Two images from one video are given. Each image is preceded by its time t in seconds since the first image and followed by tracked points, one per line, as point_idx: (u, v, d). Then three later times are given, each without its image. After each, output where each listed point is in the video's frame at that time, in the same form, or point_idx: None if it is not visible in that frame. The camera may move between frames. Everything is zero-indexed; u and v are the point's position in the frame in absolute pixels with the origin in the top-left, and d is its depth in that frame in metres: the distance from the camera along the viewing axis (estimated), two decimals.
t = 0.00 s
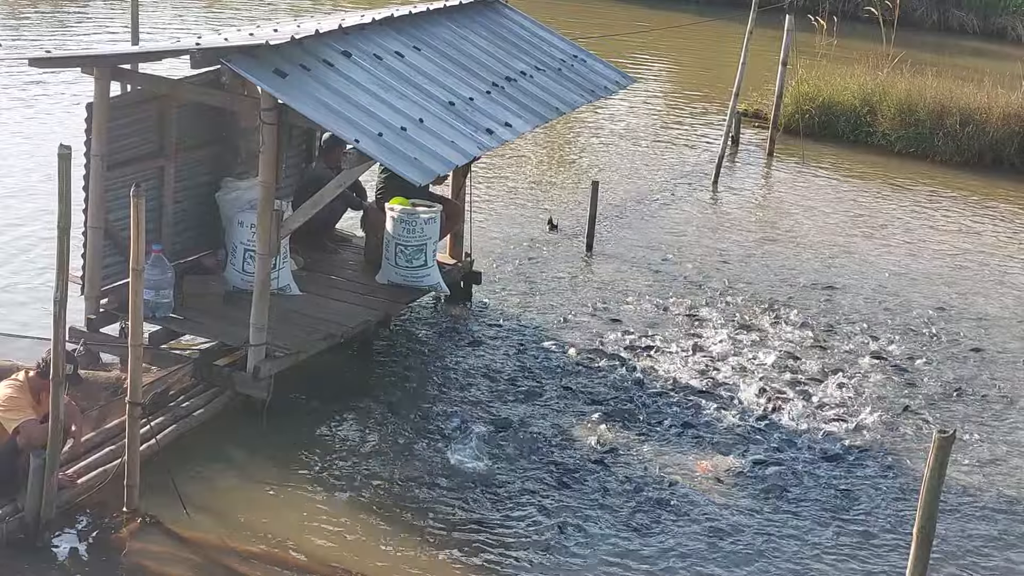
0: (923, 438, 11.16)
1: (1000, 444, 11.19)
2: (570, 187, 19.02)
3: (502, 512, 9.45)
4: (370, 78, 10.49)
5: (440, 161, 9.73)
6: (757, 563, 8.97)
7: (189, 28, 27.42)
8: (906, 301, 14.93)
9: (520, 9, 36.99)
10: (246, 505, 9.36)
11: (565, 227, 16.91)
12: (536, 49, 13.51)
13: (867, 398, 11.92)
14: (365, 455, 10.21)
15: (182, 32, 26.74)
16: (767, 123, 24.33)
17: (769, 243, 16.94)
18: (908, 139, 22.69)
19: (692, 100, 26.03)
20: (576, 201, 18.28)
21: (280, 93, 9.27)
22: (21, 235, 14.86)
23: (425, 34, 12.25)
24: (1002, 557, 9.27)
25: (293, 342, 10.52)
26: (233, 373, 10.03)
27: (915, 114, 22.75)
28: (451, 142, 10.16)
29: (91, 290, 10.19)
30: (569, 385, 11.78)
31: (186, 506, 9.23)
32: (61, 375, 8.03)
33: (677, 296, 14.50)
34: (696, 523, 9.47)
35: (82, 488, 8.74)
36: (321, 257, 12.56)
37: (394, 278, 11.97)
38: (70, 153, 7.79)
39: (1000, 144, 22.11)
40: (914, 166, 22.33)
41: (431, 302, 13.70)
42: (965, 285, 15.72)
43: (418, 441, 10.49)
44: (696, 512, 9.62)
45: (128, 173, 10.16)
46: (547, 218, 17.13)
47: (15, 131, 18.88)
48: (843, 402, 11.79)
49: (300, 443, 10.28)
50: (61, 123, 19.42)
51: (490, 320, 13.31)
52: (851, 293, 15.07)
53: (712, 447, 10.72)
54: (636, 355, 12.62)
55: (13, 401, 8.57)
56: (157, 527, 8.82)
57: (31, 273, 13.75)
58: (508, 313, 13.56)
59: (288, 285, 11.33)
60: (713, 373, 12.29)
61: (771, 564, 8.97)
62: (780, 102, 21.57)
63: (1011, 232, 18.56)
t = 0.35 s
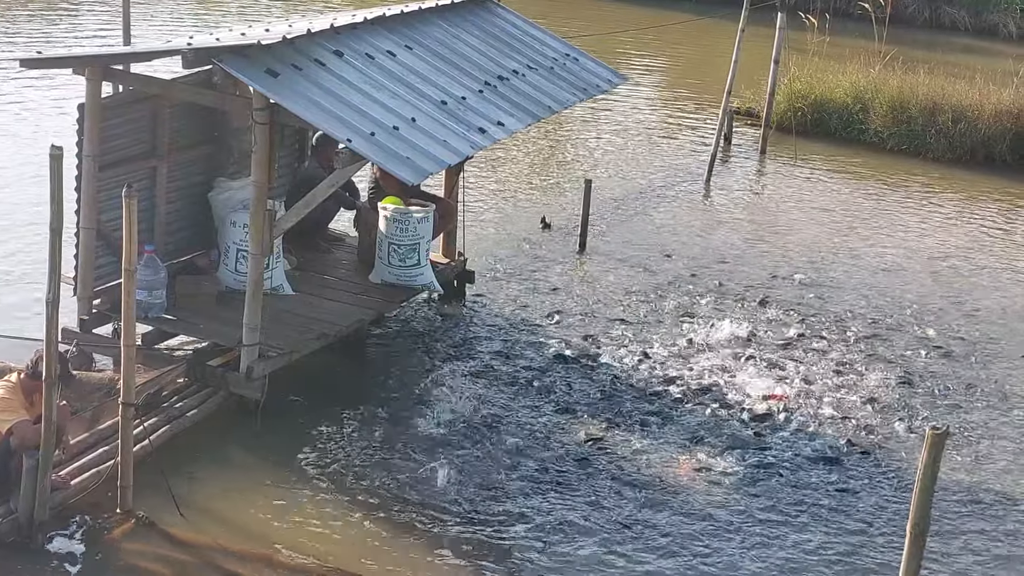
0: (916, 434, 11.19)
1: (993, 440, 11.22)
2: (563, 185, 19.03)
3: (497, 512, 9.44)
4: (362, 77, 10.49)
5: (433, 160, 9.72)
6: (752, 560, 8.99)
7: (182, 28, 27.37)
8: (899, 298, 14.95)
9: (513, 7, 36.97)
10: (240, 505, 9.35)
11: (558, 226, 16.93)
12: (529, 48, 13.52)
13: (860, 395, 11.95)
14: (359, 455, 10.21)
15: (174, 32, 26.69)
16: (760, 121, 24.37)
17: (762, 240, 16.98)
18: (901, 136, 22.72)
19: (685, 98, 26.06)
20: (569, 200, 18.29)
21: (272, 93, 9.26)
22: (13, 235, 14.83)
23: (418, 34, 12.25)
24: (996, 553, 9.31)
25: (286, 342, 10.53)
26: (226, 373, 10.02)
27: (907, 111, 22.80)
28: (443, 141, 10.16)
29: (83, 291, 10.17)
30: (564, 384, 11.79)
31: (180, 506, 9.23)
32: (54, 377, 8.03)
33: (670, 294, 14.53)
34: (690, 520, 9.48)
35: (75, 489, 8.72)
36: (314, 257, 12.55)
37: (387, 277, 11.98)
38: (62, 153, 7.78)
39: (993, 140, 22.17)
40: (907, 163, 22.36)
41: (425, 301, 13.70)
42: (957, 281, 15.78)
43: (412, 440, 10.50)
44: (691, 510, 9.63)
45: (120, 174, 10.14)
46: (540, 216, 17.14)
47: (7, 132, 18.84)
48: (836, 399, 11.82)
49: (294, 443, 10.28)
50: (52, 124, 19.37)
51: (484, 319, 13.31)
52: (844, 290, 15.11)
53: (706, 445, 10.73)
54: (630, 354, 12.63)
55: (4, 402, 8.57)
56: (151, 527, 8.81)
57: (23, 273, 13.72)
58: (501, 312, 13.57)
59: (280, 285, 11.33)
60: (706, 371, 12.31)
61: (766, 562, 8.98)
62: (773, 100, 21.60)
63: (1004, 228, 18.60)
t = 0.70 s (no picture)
0: (906, 431, 11.22)
1: (982, 436, 11.28)
2: (553, 184, 19.04)
3: (489, 512, 9.43)
4: (351, 76, 10.48)
5: (422, 159, 9.71)
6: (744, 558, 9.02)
7: (170, 28, 27.29)
8: (888, 295, 14.99)
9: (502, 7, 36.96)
10: (231, 505, 9.34)
11: (548, 225, 16.94)
12: (519, 47, 13.53)
13: (850, 391, 12.00)
14: (350, 454, 10.20)
15: (162, 33, 26.58)
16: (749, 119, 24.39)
17: (751, 238, 17.01)
18: (890, 134, 22.78)
19: (675, 97, 26.08)
20: (560, 198, 18.30)
21: (262, 93, 9.24)
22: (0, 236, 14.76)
23: (407, 33, 12.24)
24: (986, 549, 9.35)
25: (276, 342, 10.51)
26: (217, 373, 10.00)
27: (896, 109, 22.86)
28: (432, 140, 10.15)
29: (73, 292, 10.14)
30: (555, 383, 11.79)
31: (171, 507, 9.21)
32: (44, 380, 8.01)
33: (660, 292, 14.54)
34: (681, 518, 9.51)
35: (67, 490, 8.71)
36: (304, 256, 12.54)
37: (377, 277, 11.97)
38: (51, 154, 7.76)
39: (981, 137, 22.27)
40: (897, 161, 22.41)
41: (415, 301, 13.69)
42: (946, 278, 15.83)
43: (403, 440, 10.49)
44: (682, 510, 9.63)
45: (109, 175, 10.11)
46: (530, 215, 17.14)
47: None
48: (825, 396, 11.86)
49: (285, 443, 10.27)
50: (39, 126, 19.27)
51: (475, 318, 13.31)
52: (833, 288, 15.15)
53: (697, 443, 10.75)
54: (620, 352, 12.64)
55: None
56: (142, 528, 8.79)
57: (11, 274, 13.67)
58: (492, 311, 13.57)
59: (271, 285, 11.33)
60: (697, 369, 12.33)
61: (759, 559, 9.01)
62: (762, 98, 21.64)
63: (994, 225, 18.66)
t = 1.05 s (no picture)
0: (895, 427, 11.27)
1: (971, 431, 11.35)
2: (543, 182, 19.06)
3: (480, 511, 9.45)
4: (340, 75, 10.48)
5: (412, 158, 9.73)
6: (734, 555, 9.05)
7: (159, 27, 27.20)
8: (877, 293, 15.04)
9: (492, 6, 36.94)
10: (221, 504, 9.35)
11: (538, 223, 16.96)
12: (508, 45, 13.54)
13: (839, 388, 12.05)
14: (340, 454, 10.20)
15: (151, 32, 26.50)
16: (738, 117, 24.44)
17: (741, 235, 17.06)
18: (878, 131, 22.86)
19: (664, 95, 26.13)
20: (550, 197, 18.30)
21: (251, 92, 9.24)
22: None
23: (396, 31, 12.24)
24: (975, 545, 9.41)
25: (266, 341, 10.50)
26: (206, 373, 10.00)
27: (884, 106, 22.94)
28: (422, 138, 10.17)
29: (62, 292, 10.13)
30: (544, 381, 11.81)
31: (161, 507, 9.21)
32: (33, 379, 8.00)
33: (650, 290, 14.58)
34: (672, 515, 9.54)
35: (57, 490, 8.71)
36: (294, 256, 12.53)
37: (367, 276, 11.97)
38: (40, 154, 7.76)
39: (969, 134, 22.37)
40: (886, 158, 22.49)
41: (405, 299, 13.70)
42: (934, 274, 15.91)
43: (394, 439, 10.50)
44: (672, 508, 9.64)
45: (98, 174, 10.10)
46: (520, 213, 17.14)
47: None
48: (814, 393, 11.91)
49: (275, 443, 10.27)
50: (26, 125, 19.21)
51: (465, 317, 13.32)
52: (822, 284, 15.21)
53: (686, 440, 10.79)
54: (609, 350, 12.66)
55: None
56: (131, 528, 8.78)
57: None
58: (482, 309, 13.59)
59: (260, 284, 11.32)
60: (687, 367, 12.37)
61: (749, 556, 9.05)
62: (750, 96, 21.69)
63: (982, 222, 18.73)
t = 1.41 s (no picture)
0: (889, 424, 11.29)
1: (965, 427, 11.39)
2: (537, 180, 19.07)
3: (477, 509, 9.45)
4: (335, 73, 10.47)
5: (407, 156, 9.73)
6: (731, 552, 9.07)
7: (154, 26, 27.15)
8: (873, 289, 15.07)
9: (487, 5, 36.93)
10: (217, 503, 9.35)
11: (533, 220, 16.97)
12: (502, 43, 13.55)
13: (833, 384, 12.08)
14: (336, 453, 10.20)
15: (145, 31, 26.47)
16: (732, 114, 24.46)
17: (735, 232, 17.09)
18: (873, 128, 22.90)
19: (658, 92, 26.15)
20: (544, 195, 18.30)
21: (246, 90, 9.23)
22: None
23: (390, 29, 12.24)
24: (969, 541, 9.44)
25: (261, 340, 10.50)
26: (202, 372, 9.99)
27: (879, 103, 22.97)
28: (417, 137, 10.17)
29: (57, 292, 10.11)
30: (540, 379, 11.82)
31: (157, 506, 9.21)
32: (27, 378, 7.99)
33: (645, 287, 14.59)
34: (668, 513, 9.56)
35: (52, 489, 8.72)
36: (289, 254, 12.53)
37: (362, 274, 11.98)
38: (35, 153, 7.75)
39: (963, 132, 22.42)
40: (880, 155, 22.53)
41: (400, 298, 13.70)
42: (928, 271, 15.94)
43: (389, 438, 10.50)
44: (668, 506, 9.65)
45: (93, 173, 10.09)
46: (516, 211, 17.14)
47: None
48: (809, 389, 11.94)
49: (271, 442, 10.27)
50: (21, 125, 19.19)
51: (460, 315, 13.32)
52: (817, 281, 15.23)
53: (681, 438, 10.80)
54: (605, 348, 12.68)
55: None
56: (127, 527, 8.78)
57: None
58: (478, 308, 13.59)
59: (255, 283, 11.31)
60: (682, 364, 12.39)
61: (745, 553, 9.07)
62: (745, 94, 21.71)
63: (976, 219, 18.76)
